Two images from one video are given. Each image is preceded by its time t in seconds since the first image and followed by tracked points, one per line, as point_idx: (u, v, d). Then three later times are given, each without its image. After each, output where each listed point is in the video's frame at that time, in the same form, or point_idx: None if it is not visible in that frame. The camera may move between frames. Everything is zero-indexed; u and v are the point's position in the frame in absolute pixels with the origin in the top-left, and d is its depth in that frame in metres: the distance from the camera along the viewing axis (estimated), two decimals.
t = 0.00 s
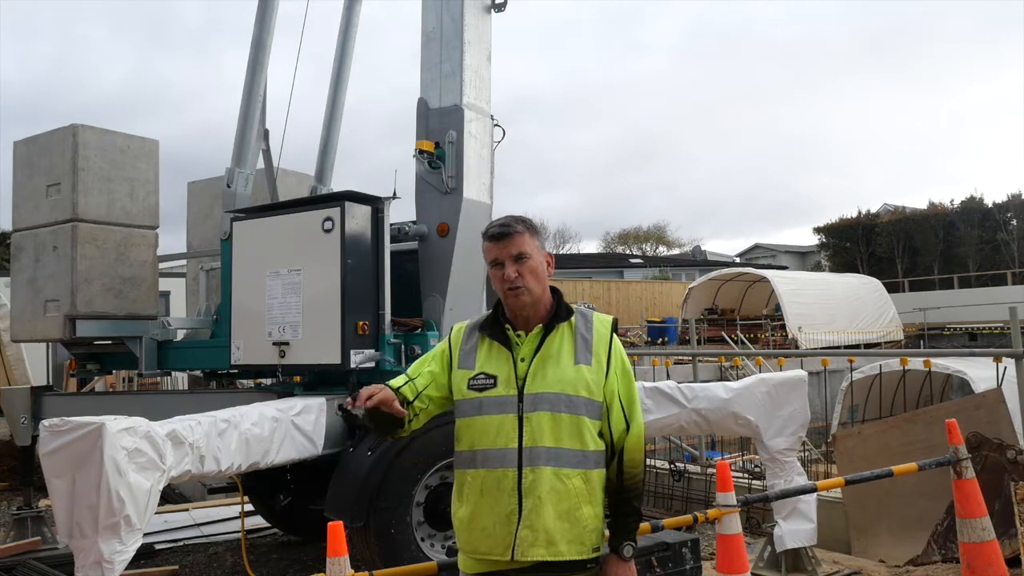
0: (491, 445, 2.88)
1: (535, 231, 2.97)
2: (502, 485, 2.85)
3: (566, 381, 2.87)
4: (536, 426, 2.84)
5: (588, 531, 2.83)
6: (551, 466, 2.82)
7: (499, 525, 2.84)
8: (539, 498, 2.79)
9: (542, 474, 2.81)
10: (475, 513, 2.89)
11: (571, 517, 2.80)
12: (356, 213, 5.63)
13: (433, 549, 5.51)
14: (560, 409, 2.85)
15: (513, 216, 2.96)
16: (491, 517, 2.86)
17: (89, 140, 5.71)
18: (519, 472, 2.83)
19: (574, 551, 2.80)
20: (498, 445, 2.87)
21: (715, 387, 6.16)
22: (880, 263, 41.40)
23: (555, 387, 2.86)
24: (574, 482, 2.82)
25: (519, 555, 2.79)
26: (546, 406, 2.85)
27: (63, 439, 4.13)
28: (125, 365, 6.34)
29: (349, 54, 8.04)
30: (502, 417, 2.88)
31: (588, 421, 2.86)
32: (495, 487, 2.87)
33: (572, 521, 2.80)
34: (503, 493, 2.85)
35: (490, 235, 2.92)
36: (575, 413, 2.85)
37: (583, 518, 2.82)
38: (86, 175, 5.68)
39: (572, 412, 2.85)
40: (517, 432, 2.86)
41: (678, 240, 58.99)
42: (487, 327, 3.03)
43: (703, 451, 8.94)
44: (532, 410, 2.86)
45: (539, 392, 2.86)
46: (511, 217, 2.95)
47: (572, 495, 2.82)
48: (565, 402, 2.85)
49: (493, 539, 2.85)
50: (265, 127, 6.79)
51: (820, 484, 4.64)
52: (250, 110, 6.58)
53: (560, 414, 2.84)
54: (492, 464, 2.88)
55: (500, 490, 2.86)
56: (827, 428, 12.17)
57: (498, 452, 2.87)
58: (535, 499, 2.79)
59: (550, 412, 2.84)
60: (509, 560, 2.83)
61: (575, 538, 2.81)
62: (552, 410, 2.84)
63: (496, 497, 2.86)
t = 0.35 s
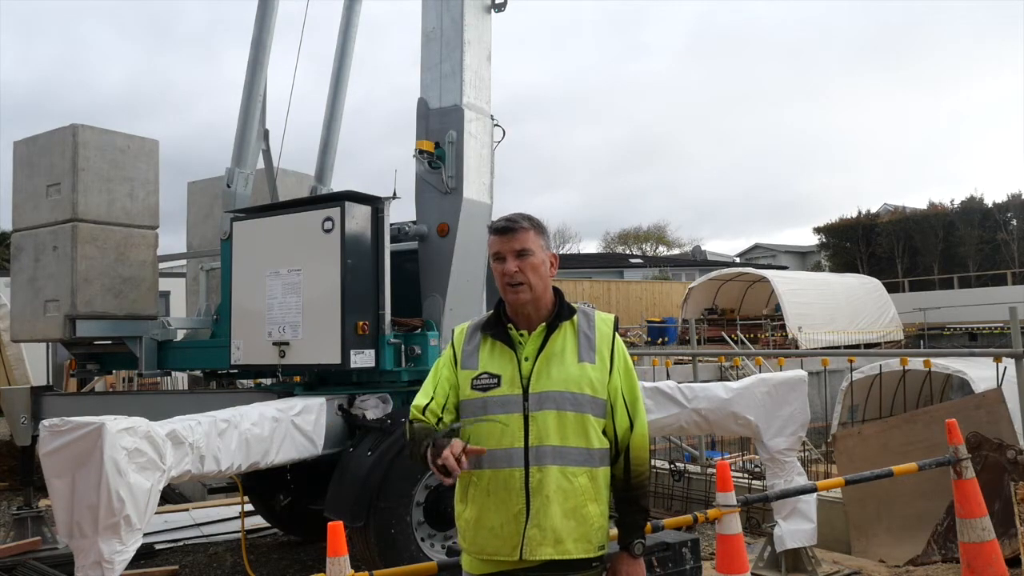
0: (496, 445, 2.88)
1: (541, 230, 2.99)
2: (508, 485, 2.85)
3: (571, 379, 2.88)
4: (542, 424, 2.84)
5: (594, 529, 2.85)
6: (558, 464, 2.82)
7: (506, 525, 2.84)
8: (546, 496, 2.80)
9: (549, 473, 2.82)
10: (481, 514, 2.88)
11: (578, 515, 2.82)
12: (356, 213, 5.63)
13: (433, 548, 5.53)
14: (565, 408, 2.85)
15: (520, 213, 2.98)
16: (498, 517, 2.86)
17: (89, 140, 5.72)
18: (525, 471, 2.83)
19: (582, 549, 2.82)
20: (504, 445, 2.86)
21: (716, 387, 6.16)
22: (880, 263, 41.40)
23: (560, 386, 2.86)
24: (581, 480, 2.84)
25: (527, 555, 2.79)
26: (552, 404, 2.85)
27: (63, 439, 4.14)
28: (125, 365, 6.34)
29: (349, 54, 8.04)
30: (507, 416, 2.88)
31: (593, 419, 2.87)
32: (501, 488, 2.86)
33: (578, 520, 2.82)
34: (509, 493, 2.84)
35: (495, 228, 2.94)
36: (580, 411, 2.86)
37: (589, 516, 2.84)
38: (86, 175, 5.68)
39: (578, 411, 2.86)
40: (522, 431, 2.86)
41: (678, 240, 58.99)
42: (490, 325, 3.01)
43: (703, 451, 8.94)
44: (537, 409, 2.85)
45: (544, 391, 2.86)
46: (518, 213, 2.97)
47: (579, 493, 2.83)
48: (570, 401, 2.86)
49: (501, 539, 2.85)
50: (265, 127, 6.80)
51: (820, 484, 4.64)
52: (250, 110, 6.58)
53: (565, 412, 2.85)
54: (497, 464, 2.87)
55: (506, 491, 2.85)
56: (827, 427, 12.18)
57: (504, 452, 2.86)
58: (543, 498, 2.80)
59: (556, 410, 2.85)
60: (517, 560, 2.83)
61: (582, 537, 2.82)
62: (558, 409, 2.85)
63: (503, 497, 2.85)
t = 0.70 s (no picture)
0: (497, 444, 2.88)
1: (542, 232, 2.99)
2: (508, 484, 2.85)
3: (570, 378, 2.88)
4: (541, 423, 2.84)
5: (595, 529, 2.84)
6: (557, 463, 2.82)
7: (506, 523, 2.84)
8: (545, 495, 2.79)
9: (548, 472, 2.81)
10: (482, 513, 2.88)
11: (578, 515, 2.81)
12: (357, 213, 5.63)
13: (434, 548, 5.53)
14: (564, 406, 2.85)
15: (523, 214, 3.00)
16: (498, 516, 2.85)
17: (89, 140, 5.72)
18: (525, 470, 2.83)
19: (582, 548, 2.81)
20: (504, 444, 2.87)
21: (716, 387, 6.16)
22: (880, 263, 41.39)
23: (559, 385, 2.86)
24: (580, 478, 2.83)
25: (526, 554, 2.79)
26: (551, 404, 2.85)
27: (63, 439, 4.14)
28: (125, 365, 6.34)
29: (350, 54, 8.04)
30: (506, 416, 2.88)
31: (592, 418, 2.86)
32: (502, 487, 2.86)
33: (578, 519, 2.81)
34: (509, 492, 2.84)
35: (495, 227, 2.97)
36: (579, 410, 2.86)
37: (589, 515, 2.83)
38: (86, 175, 5.68)
39: (577, 410, 2.86)
40: (522, 430, 2.86)
41: (678, 240, 59.00)
42: (491, 325, 3.02)
43: (703, 451, 8.94)
44: (536, 408, 2.85)
45: (543, 390, 2.86)
46: (517, 214, 2.99)
47: (579, 492, 2.82)
48: (569, 399, 2.86)
49: (501, 538, 2.85)
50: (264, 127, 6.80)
51: (820, 484, 4.64)
52: (250, 110, 6.58)
53: (564, 411, 2.85)
54: (498, 464, 2.87)
55: (506, 490, 2.85)
56: (827, 427, 12.18)
57: (504, 451, 2.86)
58: (542, 497, 2.79)
59: (554, 409, 2.85)
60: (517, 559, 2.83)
61: (582, 536, 2.81)
62: (557, 407, 2.85)
63: (502, 497, 2.85)
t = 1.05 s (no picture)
0: (487, 441, 2.92)
1: (536, 232, 3.00)
2: (494, 481, 2.89)
3: (557, 377, 2.85)
4: (525, 421, 2.84)
5: (580, 530, 2.78)
6: (539, 462, 2.80)
7: (491, 520, 2.88)
8: (525, 493, 2.79)
9: (529, 470, 2.81)
10: (473, 508, 2.94)
11: (560, 514, 2.77)
12: (356, 213, 5.63)
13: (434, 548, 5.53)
14: (548, 406, 2.83)
15: (515, 214, 3.01)
16: (486, 511, 2.90)
17: (89, 140, 5.72)
18: (509, 467, 2.86)
19: (564, 548, 2.77)
20: (493, 441, 2.91)
21: (716, 387, 6.15)
22: (880, 263, 41.41)
23: (545, 384, 2.85)
24: (563, 479, 2.79)
25: (505, 550, 2.81)
26: (535, 403, 2.84)
27: (63, 439, 4.14)
28: (125, 365, 6.35)
29: (349, 54, 8.05)
30: (495, 414, 2.92)
31: (577, 418, 2.82)
32: (489, 483, 2.90)
33: (561, 519, 2.77)
34: (495, 488, 2.88)
35: (489, 229, 2.99)
36: (563, 410, 2.82)
37: (573, 516, 2.78)
38: (86, 174, 5.67)
39: (561, 409, 2.82)
40: (509, 428, 2.88)
41: (678, 240, 59.02)
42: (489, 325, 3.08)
43: (703, 451, 8.94)
44: (522, 407, 2.86)
45: (529, 389, 2.86)
46: (511, 215, 3.00)
47: (562, 492, 2.78)
48: (554, 398, 2.83)
49: (487, 534, 2.89)
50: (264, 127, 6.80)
51: (820, 484, 4.64)
52: (250, 109, 6.58)
53: (548, 410, 2.83)
54: (487, 460, 2.92)
55: (492, 485, 2.89)
56: (827, 427, 12.18)
57: (493, 448, 2.90)
58: (522, 495, 2.79)
59: (539, 408, 2.83)
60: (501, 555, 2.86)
61: (564, 536, 2.77)
62: (541, 406, 2.83)
63: (489, 493, 2.90)
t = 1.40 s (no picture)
0: (478, 437, 2.95)
1: (542, 233, 3.01)
2: (482, 477, 2.91)
3: (544, 376, 2.85)
4: (512, 418, 2.85)
5: (564, 530, 2.76)
6: (523, 460, 2.80)
7: (479, 515, 2.91)
8: (509, 490, 2.80)
9: (514, 467, 2.81)
10: (464, 504, 2.98)
11: (544, 513, 2.76)
12: (356, 213, 5.63)
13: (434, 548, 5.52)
14: (534, 404, 2.83)
15: (523, 214, 3.02)
16: (474, 507, 2.93)
17: (89, 140, 5.71)
18: (496, 464, 2.87)
19: (547, 548, 2.76)
20: (483, 437, 2.93)
21: (715, 387, 6.15)
22: (880, 263, 41.42)
23: (532, 382, 2.85)
24: (547, 477, 2.78)
25: (488, 545, 2.84)
26: (522, 400, 2.85)
27: (63, 439, 4.14)
28: (125, 365, 6.35)
29: (349, 53, 8.04)
30: (486, 411, 2.94)
31: (563, 417, 2.81)
32: (477, 479, 2.93)
33: (544, 517, 2.76)
34: (483, 485, 2.91)
35: (495, 227, 3.00)
36: (548, 408, 2.82)
37: (557, 515, 2.76)
38: (86, 174, 5.67)
39: (546, 408, 2.82)
40: (497, 426, 2.90)
41: (678, 240, 59.04)
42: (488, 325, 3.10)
43: (703, 451, 8.94)
44: (510, 404, 2.87)
45: (517, 387, 2.87)
46: (518, 214, 3.01)
47: (545, 491, 2.77)
48: (540, 397, 2.83)
49: (475, 530, 2.92)
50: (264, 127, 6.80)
51: (820, 484, 4.64)
52: (250, 109, 6.58)
53: (534, 408, 2.83)
54: (477, 457, 2.94)
55: (480, 482, 2.92)
56: (827, 427, 12.19)
57: (482, 445, 2.92)
58: (505, 491, 2.81)
59: (525, 406, 2.84)
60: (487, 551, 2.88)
61: (548, 535, 2.76)
62: (527, 404, 2.84)
63: (477, 489, 2.92)
